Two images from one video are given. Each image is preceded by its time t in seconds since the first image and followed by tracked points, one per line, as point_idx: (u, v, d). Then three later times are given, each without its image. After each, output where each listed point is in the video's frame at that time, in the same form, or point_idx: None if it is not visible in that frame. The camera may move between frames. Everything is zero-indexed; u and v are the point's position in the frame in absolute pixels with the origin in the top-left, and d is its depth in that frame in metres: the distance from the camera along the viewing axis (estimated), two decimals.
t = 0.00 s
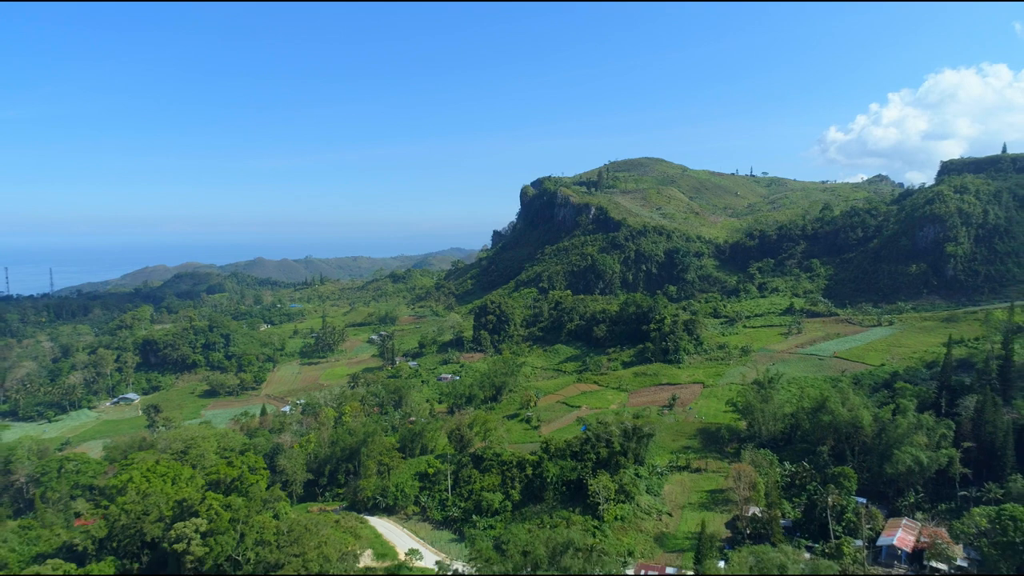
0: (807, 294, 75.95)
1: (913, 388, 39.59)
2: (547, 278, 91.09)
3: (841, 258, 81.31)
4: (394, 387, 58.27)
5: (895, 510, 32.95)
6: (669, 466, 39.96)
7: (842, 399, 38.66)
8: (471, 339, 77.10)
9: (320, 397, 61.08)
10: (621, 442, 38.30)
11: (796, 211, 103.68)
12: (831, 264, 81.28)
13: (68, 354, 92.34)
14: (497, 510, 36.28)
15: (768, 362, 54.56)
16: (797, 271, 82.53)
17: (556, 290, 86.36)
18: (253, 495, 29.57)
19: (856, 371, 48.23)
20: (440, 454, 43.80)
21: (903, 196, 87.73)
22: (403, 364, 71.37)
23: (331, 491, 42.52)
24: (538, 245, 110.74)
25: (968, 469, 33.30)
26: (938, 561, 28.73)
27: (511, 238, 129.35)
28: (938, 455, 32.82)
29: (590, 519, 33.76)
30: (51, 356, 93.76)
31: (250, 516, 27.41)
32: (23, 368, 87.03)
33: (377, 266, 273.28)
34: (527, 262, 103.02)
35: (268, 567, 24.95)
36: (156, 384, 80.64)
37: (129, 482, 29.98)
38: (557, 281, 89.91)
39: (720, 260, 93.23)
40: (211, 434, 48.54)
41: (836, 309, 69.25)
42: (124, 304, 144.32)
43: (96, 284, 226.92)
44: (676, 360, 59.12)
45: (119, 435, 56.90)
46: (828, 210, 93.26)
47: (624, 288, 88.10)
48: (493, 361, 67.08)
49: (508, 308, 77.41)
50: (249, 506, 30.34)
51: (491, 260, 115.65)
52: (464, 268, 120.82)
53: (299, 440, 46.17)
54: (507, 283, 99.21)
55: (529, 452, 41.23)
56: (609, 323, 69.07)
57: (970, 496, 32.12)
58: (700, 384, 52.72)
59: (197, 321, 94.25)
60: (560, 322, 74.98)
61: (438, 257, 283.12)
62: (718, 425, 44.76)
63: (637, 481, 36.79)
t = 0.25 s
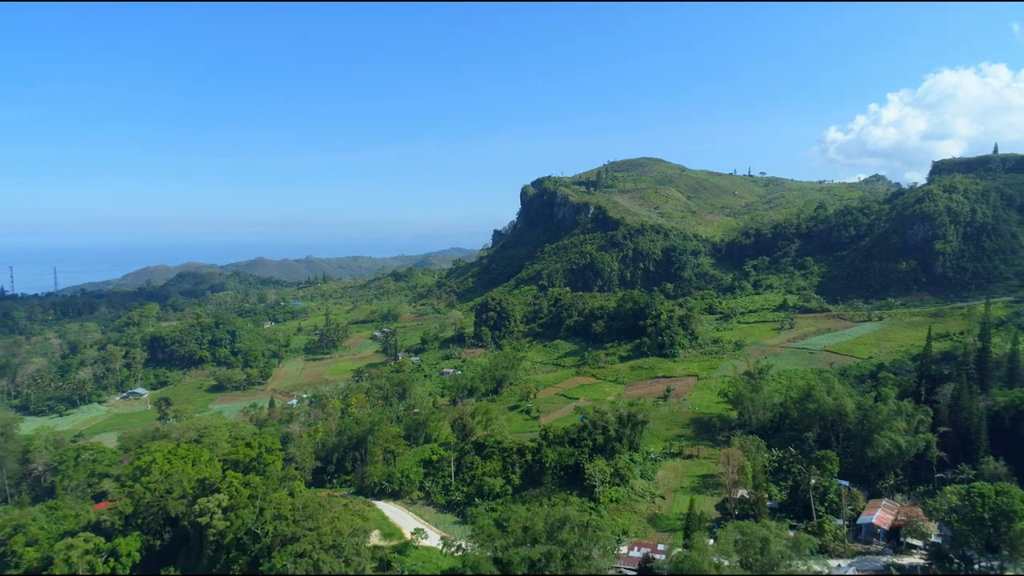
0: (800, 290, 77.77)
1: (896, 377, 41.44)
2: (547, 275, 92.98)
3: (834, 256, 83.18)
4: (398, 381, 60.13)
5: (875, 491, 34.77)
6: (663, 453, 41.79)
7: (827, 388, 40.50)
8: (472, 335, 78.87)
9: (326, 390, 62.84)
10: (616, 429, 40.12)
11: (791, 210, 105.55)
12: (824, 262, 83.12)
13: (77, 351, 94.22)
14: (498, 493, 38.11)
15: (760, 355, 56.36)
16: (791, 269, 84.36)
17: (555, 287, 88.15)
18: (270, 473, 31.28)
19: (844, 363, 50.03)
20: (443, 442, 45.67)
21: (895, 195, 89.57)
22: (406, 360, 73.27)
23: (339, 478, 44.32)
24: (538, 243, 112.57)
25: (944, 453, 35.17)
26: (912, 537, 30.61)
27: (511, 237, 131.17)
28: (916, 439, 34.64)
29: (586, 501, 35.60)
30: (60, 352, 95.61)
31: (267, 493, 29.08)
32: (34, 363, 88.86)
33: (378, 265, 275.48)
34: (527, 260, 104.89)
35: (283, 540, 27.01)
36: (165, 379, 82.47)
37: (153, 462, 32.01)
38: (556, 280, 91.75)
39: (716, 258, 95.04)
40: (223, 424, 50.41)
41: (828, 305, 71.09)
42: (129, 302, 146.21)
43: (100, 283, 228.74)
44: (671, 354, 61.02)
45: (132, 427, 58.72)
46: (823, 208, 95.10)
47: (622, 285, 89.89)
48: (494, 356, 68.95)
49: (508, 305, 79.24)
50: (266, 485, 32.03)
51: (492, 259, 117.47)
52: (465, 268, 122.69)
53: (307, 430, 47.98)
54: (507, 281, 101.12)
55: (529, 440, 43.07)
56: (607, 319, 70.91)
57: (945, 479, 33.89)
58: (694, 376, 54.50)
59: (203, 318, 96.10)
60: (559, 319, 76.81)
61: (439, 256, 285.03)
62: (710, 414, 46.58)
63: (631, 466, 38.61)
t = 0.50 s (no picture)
0: (793, 286, 79.74)
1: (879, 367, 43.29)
2: (546, 272, 94.85)
3: (826, 252, 85.18)
4: (401, 373, 62.06)
5: (857, 472, 36.68)
6: (656, 439, 43.71)
7: (813, 376, 42.39)
8: (473, 329, 80.84)
9: (331, 383, 64.77)
10: (612, 415, 41.99)
11: (786, 208, 107.57)
12: (817, 259, 85.10)
13: (86, 346, 96.14)
14: (499, 476, 40.06)
15: (752, 347, 58.26)
16: (785, 265, 86.34)
17: (554, 283, 90.08)
18: (286, 451, 33.57)
19: (831, 354, 51.99)
20: (446, 429, 47.54)
21: (887, 193, 91.54)
22: (409, 354, 75.24)
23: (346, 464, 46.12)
24: (537, 241, 114.54)
25: (922, 436, 37.09)
26: (889, 513, 32.75)
27: (511, 235, 133.18)
28: (895, 423, 36.54)
29: (583, 482, 37.51)
30: (69, 348, 97.52)
31: (283, 469, 31.30)
32: (44, 358, 90.82)
33: (379, 264, 277.73)
34: (527, 258, 106.87)
35: (298, 512, 29.10)
36: (173, 374, 84.38)
37: (175, 444, 34.44)
38: (555, 277, 93.71)
39: (712, 255, 96.85)
40: (233, 413, 52.39)
41: (819, 300, 73.05)
42: (134, 300, 148.15)
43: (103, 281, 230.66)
44: (666, 347, 62.99)
45: (144, 417, 60.63)
46: (816, 206, 97.09)
47: (619, 281, 91.86)
48: (494, 349, 70.95)
49: (508, 301, 81.17)
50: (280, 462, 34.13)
51: (492, 256, 119.45)
52: (466, 266, 124.68)
53: (315, 419, 49.85)
54: (507, 278, 103.06)
55: (528, 426, 44.98)
56: (604, 314, 72.87)
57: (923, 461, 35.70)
58: (688, 368, 56.43)
59: (209, 314, 98.02)
60: (558, 314, 78.76)
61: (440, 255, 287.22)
62: (703, 403, 48.47)
63: (626, 450, 40.46)
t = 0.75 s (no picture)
0: (786, 283, 81.58)
1: (864, 356, 45.12)
2: (545, 270, 96.71)
3: (820, 250, 87.05)
4: (404, 366, 63.91)
5: (842, 456, 38.51)
6: (651, 426, 45.51)
7: (801, 366, 44.21)
8: (473, 324, 82.62)
9: (336, 375, 66.56)
10: (607, 402, 43.81)
11: (781, 207, 109.45)
12: (810, 256, 86.97)
13: (94, 342, 98.03)
14: (499, 461, 41.89)
15: (744, 339, 60.07)
16: (779, 262, 88.20)
17: (553, 280, 91.92)
18: (298, 433, 35.50)
19: (821, 346, 53.81)
20: (448, 418, 49.37)
21: (879, 191, 93.41)
22: (411, 349, 77.09)
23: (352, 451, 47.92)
24: (537, 239, 116.39)
25: (903, 421, 38.91)
26: (869, 493, 34.69)
27: (511, 234, 135.05)
28: (877, 409, 38.36)
29: (580, 465, 39.30)
30: (77, 343, 99.41)
31: (296, 450, 33.28)
32: (53, 354, 92.72)
33: (381, 263, 279.76)
34: (526, 256, 108.74)
35: (311, 489, 31.00)
36: (180, 368, 86.25)
37: (193, 426, 36.46)
38: (555, 274, 95.55)
39: (709, 253, 98.67)
40: (242, 403, 54.18)
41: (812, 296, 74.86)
42: (139, 297, 150.10)
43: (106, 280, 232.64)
44: (661, 341, 64.86)
45: (155, 409, 62.46)
46: (810, 205, 98.93)
47: (617, 278, 93.67)
48: (495, 344, 72.80)
49: (508, 297, 82.98)
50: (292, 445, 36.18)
51: (492, 254, 121.32)
52: (467, 264, 126.57)
53: (322, 408, 51.67)
54: (507, 275, 104.95)
55: (527, 414, 46.77)
56: (602, 310, 74.72)
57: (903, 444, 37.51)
58: (683, 360, 58.23)
59: (215, 311, 99.87)
60: (556, 310, 80.58)
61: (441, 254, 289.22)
62: (696, 393, 50.28)
63: (621, 436, 42.30)
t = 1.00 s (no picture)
0: (780, 279, 83.42)
1: (851, 347, 46.84)
2: (545, 267, 98.55)
3: (813, 247, 88.90)
4: (407, 359, 65.65)
5: (827, 441, 40.36)
6: (645, 414, 47.32)
7: (790, 355, 45.97)
8: (474, 320, 84.42)
9: (340, 368, 68.27)
10: (604, 391, 45.59)
11: (776, 205, 111.36)
12: (804, 253, 88.82)
13: (101, 338, 99.76)
14: (500, 446, 43.70)
15: (738, 333, 61.90)
16: (773, 259, 90.09)
17: (552, 277, 93.70)
18: (310, 416, 37.29)
19: (811, 338, 55.64)
20: (450, 407, 51.18)
21: (872, 190, 95.33)
22: (413, 343, 78.86)
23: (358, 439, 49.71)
24: (536, 237, 118.20)
25: (885, 408, 40.78)
26: (851, 474, 36.53)
27: (511, 232, 136.82)
28: (861, 396, 40.20)
29: (577, 449, 41.09)
30: (85, 339, 101.28)
31: (309, 432, 35.05)
32: (62, 349, 94.47)
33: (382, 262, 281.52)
34: (526, 253, 110.55)
35: (323, 469, 33.10)
36: (187, 363, 88.10)
37: (209, 411, 38.40)
38: (554, 270, 97.31)
39: (705, 250, 100.47)
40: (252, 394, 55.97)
41: (805, 291, 76.71)
42: (143, 295, 151.99)
43: (109, 279, 234.46)
44: (657, 334, 66.71)
45: (165, 400, 64.22)
46: (805, 203, 100.81)
47: (616, 274, 95.49)
48: (495, 338, 74.64)
49: (508, 294, 84.81)
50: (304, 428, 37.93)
51: (492, 252, 123.11)
52: (468, 262, 128.36)
53: (328, 398, 53.49)
54: (507, 272, 106.79)
55: (527, 403, 48.57)
56: (600, 305, 76.58)
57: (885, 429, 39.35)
58: (678, 353, 60.03)
59: (220, 308, 101.63)
60: (555, 305, 82.35)
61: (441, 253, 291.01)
62: (689, 382, 52.09)
63: (617, 422, 44.03)
